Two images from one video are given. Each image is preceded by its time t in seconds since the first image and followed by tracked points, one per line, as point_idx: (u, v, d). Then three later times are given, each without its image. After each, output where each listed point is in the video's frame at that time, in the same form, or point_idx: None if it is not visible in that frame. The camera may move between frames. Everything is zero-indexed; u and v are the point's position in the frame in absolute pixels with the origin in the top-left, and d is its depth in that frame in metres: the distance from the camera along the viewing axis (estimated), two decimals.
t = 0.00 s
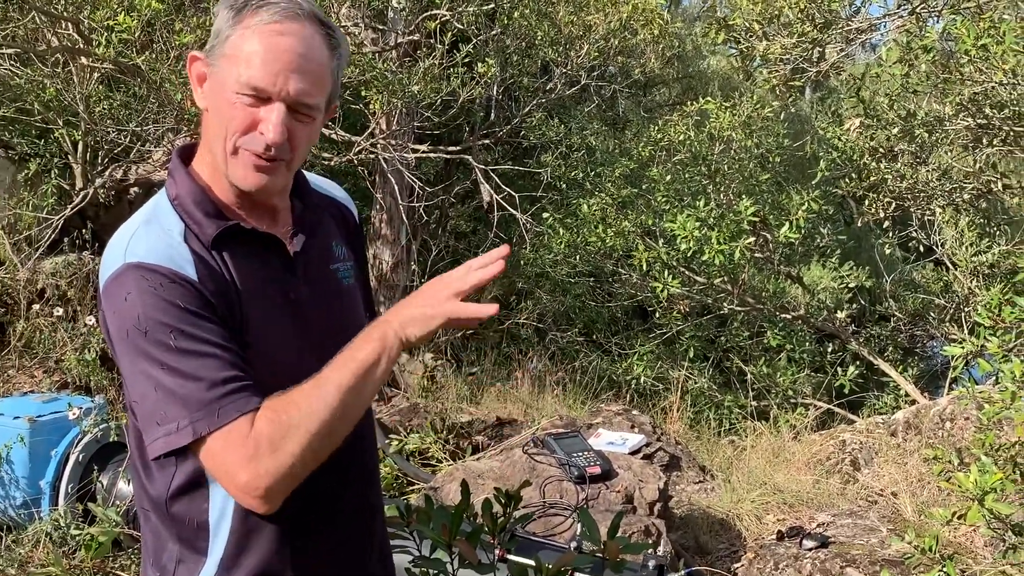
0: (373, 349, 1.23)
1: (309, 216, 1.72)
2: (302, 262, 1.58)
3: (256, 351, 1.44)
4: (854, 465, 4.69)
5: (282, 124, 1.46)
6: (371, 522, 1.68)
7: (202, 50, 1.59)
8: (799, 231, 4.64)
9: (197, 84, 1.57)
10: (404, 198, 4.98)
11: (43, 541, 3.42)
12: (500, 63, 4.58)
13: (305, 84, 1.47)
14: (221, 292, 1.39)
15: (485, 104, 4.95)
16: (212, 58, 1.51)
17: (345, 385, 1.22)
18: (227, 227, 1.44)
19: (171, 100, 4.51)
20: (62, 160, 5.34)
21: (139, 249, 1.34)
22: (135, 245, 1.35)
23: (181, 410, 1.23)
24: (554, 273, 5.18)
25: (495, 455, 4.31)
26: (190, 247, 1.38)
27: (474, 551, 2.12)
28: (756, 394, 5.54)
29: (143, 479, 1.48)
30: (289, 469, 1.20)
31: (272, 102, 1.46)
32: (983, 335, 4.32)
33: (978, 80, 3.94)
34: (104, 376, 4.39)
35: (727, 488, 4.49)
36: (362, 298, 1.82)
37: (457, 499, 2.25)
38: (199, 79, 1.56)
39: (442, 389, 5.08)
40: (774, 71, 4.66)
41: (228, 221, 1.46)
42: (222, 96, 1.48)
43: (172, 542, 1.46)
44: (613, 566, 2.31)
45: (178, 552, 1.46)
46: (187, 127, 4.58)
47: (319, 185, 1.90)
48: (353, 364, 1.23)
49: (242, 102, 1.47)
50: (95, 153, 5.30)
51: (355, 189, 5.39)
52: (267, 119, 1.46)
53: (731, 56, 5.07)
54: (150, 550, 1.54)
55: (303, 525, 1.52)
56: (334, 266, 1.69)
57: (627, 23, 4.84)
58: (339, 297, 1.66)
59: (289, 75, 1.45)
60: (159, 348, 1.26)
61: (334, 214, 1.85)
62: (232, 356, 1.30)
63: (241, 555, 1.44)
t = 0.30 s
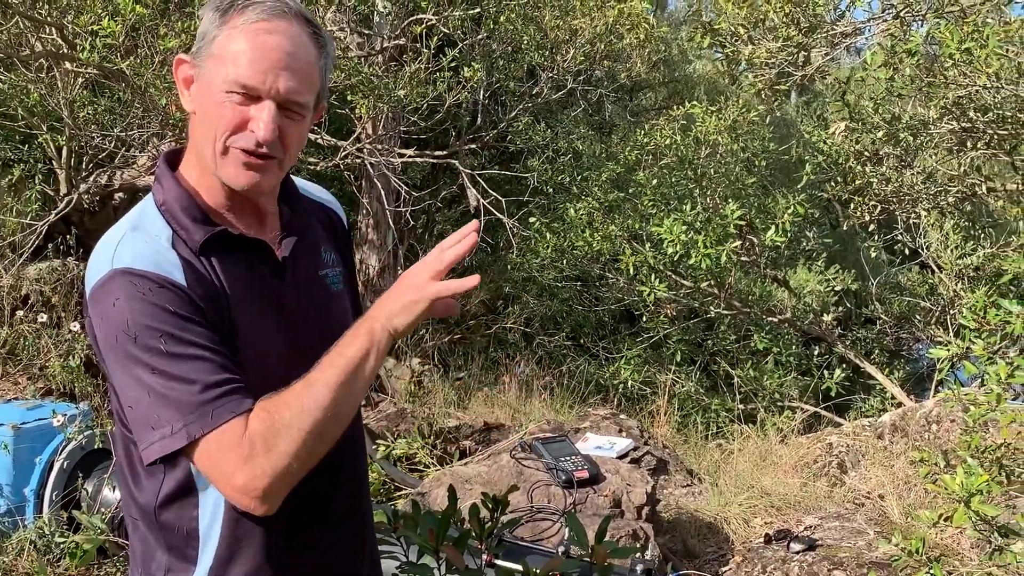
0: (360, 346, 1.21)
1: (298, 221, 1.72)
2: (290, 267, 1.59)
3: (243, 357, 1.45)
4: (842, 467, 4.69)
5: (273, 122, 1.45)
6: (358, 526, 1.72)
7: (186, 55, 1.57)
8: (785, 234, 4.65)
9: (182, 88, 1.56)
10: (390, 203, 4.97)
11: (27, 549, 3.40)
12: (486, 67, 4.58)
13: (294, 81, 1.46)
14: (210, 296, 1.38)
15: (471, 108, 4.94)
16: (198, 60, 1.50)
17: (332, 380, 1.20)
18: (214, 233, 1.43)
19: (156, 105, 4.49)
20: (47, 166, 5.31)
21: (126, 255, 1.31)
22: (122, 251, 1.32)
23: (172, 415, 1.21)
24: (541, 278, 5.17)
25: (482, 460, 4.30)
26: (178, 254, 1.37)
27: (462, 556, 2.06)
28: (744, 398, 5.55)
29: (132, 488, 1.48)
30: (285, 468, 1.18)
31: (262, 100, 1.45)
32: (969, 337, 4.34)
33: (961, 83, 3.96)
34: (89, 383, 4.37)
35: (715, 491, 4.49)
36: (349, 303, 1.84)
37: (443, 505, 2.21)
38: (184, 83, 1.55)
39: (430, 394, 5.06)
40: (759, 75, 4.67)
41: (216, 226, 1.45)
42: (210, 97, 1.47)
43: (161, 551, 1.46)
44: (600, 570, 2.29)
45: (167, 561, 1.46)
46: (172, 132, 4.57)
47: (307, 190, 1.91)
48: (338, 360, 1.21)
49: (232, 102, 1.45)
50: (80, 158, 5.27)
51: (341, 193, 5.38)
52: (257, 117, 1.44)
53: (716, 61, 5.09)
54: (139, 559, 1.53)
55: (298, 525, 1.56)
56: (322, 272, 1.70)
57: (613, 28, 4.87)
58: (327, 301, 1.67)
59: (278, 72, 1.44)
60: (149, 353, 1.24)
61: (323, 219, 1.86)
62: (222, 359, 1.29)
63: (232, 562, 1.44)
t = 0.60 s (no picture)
0: (368, 339, 1.23)
1: (291, 225, 1.72)
2: (283, 270, 1.59)
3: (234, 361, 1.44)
4: (834, 466, 4.70)
5: (276, 139, 1.44)
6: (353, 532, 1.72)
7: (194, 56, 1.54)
8: (776, 233, 4.66)
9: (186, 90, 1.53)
10: (382, 203, 4.97)
11: (18, 552, 3.39)
12: (477, 68, 4.58)
13: (303, 102, 1.45)
14: (204, 294, 1.38)
15: (463, 108, 4.95)
16: (206, 65, 1.47)
17: (346, 374, 1.21)
18: (208, 235, 1.43)
19: (145, 106, 4.48)
20: (37, 167, 5.29)
21: (122, 250, 1.31)
22: (117, 246, 1.32)
23: (167, 408, 1.20)
24: (533, 278, 5.17)
25: (475, 461, 4.30)
26: (174, 251, 1.37)
27: (453, 557, 2.06)
28: (736, 397, 5.56)
29: (122, 490, 1.50)
30: (299, 446, 1.16)
31: (268, 115, 1.44)
32: (960, 335, 4.35)
33: (952, 82, 3.98)
34: (80, 385, 4.37)
35: (707, 491, 4.50)
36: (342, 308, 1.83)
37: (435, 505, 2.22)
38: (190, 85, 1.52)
39: (423, 395, 5.07)
40: (751, 74, 4.67)
41: (210, 228, 1.44)
42: (215, 104, 1.45)
43: (150, 552, 1.47)
44: (591, 570, 2.29)
45: (156, 563, 1.47)
46: (162, 133, 4.56)
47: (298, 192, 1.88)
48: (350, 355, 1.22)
49: (237, 113, 1.44)
50: (70, 159, 5.26)
51: (333, 194, 5.37)
52: (261, 132, 1.43)
53: (707, 61, 5.09)
54: (128, 563, 1.54)
55: (296, 524, 1.56)
56: (314, 275, 1.69)
57: (605, 28, 4.86)
58: (320, 305, 1.66)
59: (287, 91, 1.43)
60: (147, 341, 1.22)
61: (317, 223, 1.84)
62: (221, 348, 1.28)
63: (221, 563, 1.45)
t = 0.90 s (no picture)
0: (382, 315, 1.28)
1: (292, 221, 1.71)
2: (284, 266, 1.59)
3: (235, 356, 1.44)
4: (830, 463, 4.71)
5: (273, 122, 1.45)
6: (356, 525, 1.74)
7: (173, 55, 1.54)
8: (772, 231, 4.67)
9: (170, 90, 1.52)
10: (378, 202, 4.97)
11: (14, 552, 3.39)
12: (472, 66, 4.59)
13: (292, 80, 1.46)
14: (208, 289, 1.38)
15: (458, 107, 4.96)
16: (188, 61, 1.47)
17: (360, 352, 1.23)
18: (210, 230, 1.43)
19: (140, 105, 4.47)
20: (32, 167, 5.28)
21: (124, 247, 1.32)
22: (118, 244, 1.33)
23: (179, 401, 1.20)
24: (529, 276, 5.18)
25: (471, 459, 4.30)
26: (175, 247, 1.37)
27: (449, 555, 2.06)
28: (732, 395, 5.56)
29: (124, 486, 1.51)
30: (313, 427, 1.16)
31: (261, 101, 1.44)
32: (956, 332, 4.36)
33: (946, 79, 4.00)
34: (75, 385, 4.37)
35: (704, 488, 4.51)
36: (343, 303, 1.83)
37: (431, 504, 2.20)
38: (172, 84, 1.51)
39: (419, 394, 5.07)
40: (746, 72, 4.67)
41: (212, 223, 1.45)
42: (204, 99, 1.45)
43: (151, 547, 1.49)
44: (588, 568, 2.28)
45: (158, 558, 1.48)
46: (157, 132, 4.56)
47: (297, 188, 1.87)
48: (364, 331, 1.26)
49: (229, 104, 1.43)
50: (65, 159, 5.24)
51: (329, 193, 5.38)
52: (257, 118, 1.44)
53: (702, 59, 5.10)
54: (129, 560, 1.55)
55: (303, 512, 1.58)
56: (315, 270, 1.69)
57: (600, 26, 4.86)
58: (320, 300, 1.66)
59: (275, 72, 1.44)
60: (154, 335, 1.23)
61: (316, 219, 1.84)
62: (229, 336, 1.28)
63: (222, 557, 1.46)
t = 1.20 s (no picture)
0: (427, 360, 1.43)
1: (291, 226, 1.90)
2: (284, 272, 1.79)
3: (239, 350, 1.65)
4: (811, 453, 4.92)
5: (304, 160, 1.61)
6: (349, 521, 1.90)
7: (184, 89, 1.61)
8: (756, 232, 4.90)
9: (184, 126, 1.61)
10: (379, 205, 5.18)
11: (31, 540, 3.60)
12: (470, 75, 4.82)
13: (314, 119, 1.61)
14: (211, 296, 1.59)
15: (456, 114, 5.20)
16: (211, 105, 1.57)
17: (390, 390, 1.40)
18: (209, 240, 1.63)
19: (151, 113, 4.68)
20: (46, 171, 5.50)
21: (128, 259, 1.54)
22: (124, 255, 1.55)
23: (185, 409, 1.42)
24: (525, 276, 5.42)
25: (469, 451, 4.53)
26: (178, 258, 1.57)
27: (445, 543, 2.26)
28: (719, 388, 5.79)
29: (134, 477, 1.72)
30: (321, 445, 1.37)
31: (294, 143, 1.59)
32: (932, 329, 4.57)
33: (921, 87, 4.22)
34: (89, 380, 4.59)
35: (691, 478, 4.74)
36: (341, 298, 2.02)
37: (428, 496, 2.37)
38: (188, 126, 1.61)
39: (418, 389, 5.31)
40: (731, 81, 4.87)
41: (212, 233, 1.64)
42: (237, 146, 1.57)
43: (161, 535, 1.70)
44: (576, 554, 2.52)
45: (167, 545, 1.70)
46: (168, 139, 4.78)
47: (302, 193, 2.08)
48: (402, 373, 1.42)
49: (265, 151, 1.58)
50: (79, 163, 5.46)
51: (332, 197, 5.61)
52: (293, 159, 1.60)
53: (689, 67, 5.32)
54: (141, 544, 1.77)
55: (305, 508, 1.77)
56: (314, 272, 1.89)
57: (591, 36, 5.09)
58: (318, 299, 1.86)
59: (304, 116, 1.58)
60: (161, 344, 1.45)
61: (315, 221, 2.03)
62: (231, 341, 1.51)
63: (229, 544, 1.66)
